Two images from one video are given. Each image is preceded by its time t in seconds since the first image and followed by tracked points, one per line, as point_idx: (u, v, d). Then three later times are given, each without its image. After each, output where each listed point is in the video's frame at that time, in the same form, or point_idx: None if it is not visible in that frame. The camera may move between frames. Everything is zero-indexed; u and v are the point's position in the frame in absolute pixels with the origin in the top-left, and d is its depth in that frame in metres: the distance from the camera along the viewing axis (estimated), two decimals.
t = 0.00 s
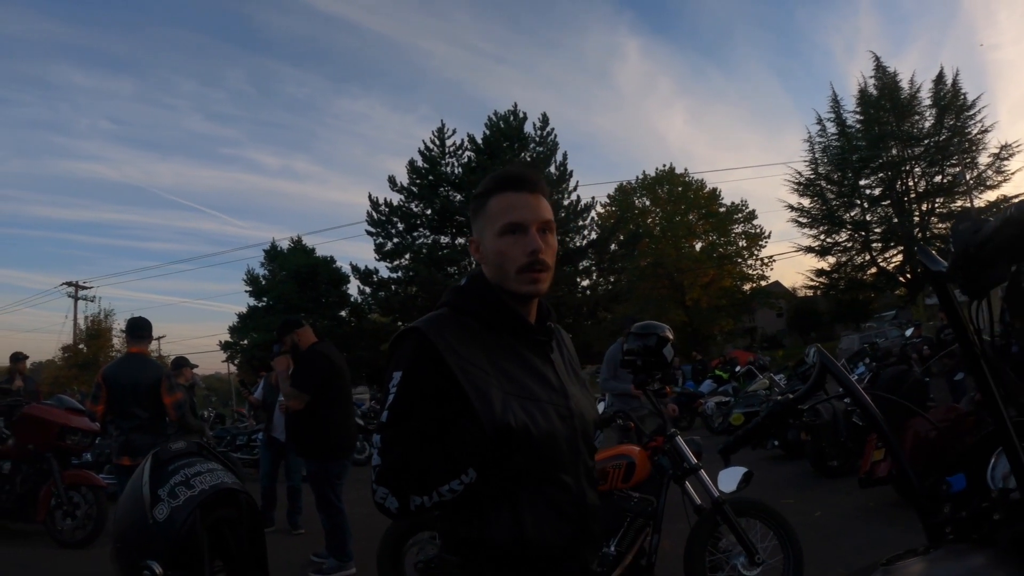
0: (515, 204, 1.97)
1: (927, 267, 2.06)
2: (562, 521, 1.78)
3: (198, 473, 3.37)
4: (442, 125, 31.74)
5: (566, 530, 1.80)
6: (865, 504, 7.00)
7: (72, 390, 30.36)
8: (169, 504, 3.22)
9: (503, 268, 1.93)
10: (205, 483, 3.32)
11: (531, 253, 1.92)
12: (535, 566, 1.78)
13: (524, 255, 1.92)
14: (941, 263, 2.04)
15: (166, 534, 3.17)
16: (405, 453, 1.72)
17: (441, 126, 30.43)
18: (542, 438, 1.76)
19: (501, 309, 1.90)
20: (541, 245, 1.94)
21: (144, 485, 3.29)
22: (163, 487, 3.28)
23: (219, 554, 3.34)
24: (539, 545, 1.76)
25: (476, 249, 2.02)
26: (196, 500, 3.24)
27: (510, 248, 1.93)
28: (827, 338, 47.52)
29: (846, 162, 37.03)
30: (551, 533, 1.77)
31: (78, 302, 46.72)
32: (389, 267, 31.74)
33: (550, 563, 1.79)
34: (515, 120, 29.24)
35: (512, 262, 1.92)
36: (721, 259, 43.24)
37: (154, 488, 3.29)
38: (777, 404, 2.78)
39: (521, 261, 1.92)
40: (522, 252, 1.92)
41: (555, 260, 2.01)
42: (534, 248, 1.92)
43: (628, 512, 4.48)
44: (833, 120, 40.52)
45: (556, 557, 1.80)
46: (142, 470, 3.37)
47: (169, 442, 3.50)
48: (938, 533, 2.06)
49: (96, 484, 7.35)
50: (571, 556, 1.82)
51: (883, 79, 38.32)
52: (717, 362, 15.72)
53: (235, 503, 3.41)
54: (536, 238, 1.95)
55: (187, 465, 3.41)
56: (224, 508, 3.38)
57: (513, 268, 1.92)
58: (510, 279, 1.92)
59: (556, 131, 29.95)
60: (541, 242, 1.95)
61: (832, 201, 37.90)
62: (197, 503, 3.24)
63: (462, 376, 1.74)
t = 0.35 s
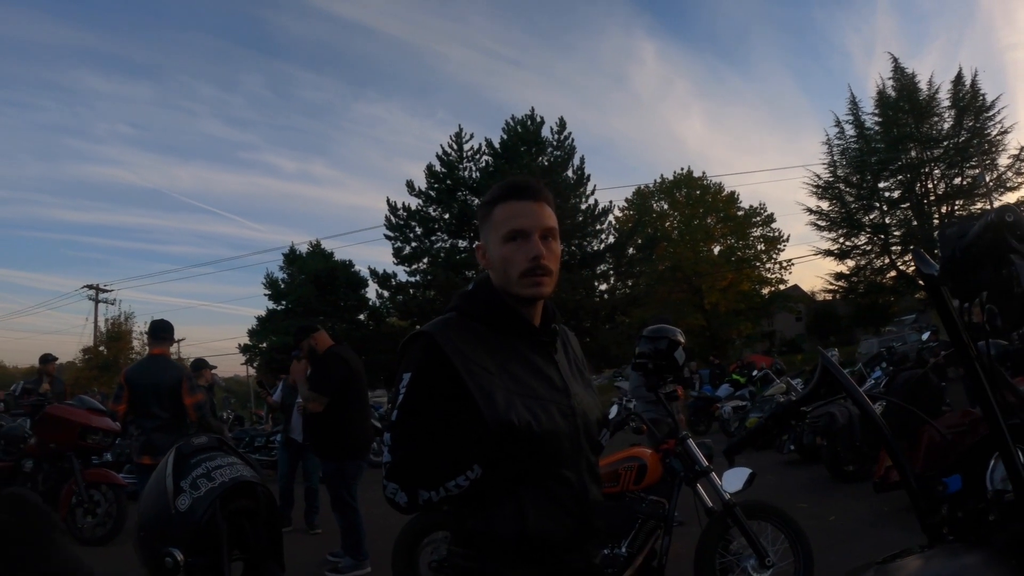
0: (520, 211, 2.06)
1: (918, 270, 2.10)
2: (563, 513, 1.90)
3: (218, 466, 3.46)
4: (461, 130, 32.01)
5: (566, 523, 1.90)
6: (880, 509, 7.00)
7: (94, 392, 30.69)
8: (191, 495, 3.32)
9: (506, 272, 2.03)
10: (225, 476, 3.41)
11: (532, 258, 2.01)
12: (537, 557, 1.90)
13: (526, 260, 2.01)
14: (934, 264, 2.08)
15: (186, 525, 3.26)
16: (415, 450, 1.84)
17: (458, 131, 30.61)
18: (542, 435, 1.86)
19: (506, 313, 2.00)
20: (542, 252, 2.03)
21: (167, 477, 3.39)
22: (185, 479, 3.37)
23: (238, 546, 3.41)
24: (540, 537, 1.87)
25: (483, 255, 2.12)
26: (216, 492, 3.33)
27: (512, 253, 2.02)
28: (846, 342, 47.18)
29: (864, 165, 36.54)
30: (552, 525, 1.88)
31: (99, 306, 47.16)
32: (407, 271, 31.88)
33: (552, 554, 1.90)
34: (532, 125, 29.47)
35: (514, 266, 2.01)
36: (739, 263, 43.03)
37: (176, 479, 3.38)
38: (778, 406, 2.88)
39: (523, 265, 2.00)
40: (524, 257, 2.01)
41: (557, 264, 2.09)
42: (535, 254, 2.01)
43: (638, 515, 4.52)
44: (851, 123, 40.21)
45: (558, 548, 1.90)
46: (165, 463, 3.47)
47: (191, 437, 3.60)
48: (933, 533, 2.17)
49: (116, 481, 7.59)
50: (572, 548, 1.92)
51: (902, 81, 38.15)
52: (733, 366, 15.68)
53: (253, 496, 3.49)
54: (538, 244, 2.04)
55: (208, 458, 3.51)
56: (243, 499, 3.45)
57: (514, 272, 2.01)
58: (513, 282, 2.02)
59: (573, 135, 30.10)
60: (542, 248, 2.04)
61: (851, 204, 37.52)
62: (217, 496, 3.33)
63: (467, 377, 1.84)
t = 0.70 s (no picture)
0: (525, 221, 2.15)
1: (919, 277, 2.38)
2: (569, 516, 1.93)
3: (236, 469, 3.60)
4: (474, 140, 32.19)
5: (572, 525, 1.94)
6: (892, 515, 7.00)
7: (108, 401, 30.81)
8: (210, 496, 3.46)
9: (509, 278, 2.10)
10: (243, 478, 3.54)
11: (532, 265, 2.08)
12: (545, 561, 1.93)
13: (526, 265, 2.08)
14: (933, 273, 2.35)
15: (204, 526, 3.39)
16: (423, 454, 1.89)
17: (471, 140, 30.76)
18: (547, 439, 1.91)
19: (510, 318, 2.06)
20: (541, 258, 2.10)
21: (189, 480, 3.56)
22: (205, 482, 3.54)
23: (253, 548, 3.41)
24: (546, 540, 1.90)
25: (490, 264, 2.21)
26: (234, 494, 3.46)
27: (515, 260, 2.10)
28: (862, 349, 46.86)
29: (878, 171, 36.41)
30: (559, 527, 1.91)
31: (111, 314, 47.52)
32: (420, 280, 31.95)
33: (560, 557, 1.93)
34: (544, 133, 29.59)
35: (516, 272, 2.09)
36: (752, 270, 42.87)
37: (198, 483, 3.56)
38: (785, 412, 2.95)
39: (523, 270, 2.08)
40: (525, 265, 2.08)
41: (559, 272, 2.16)
42: (534, 260, 2.08)
43: (650, 519, 4.58)
44: (863, 128, 40.08)
45: (565, 550, 1.93)
46: (187, 467, 3.65)
47: (211, 443, 3.77)
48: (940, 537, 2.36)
49: (131, 487, 7.57)
50: (578, 551, 1.95)
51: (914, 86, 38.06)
52: (746, 374, 15.65)
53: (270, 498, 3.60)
54: (539, 250, 2.11)
55: (228, 462, 3.66)
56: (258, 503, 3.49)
57: (518, 278, 2.08)
58: (514, 287, 2.08)
59: (585, 142, 30.22)
60: (543, 254, 2.11)
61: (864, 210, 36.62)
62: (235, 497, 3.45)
63: (473, 383, 1.89)
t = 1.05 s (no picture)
0: (540, 223, 2.15)
1: (931, 275, 2.38)
2: (580, 516, 1.94)
3: (251, 470, 3.61)
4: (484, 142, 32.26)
5: (585, 526, 1.94)
6: (906, 517, 6.97)
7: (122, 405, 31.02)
8: (225, 497, 3.49)
9: (523, 282, 2.10)
10: (258, 480, 3.56)
11: (547, 267, 2.08)
12: (558, 561, 1.94)
13: (541, 268, 2.09)
14: (944, 270, 2.37)
15: (220, 526, 3.42)
16: (436, 454, 1.90)
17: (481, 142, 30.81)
18: (560, 441, 1.92)
19: (523, 319, 2.06)
20: (556, 261, 2.10)
21: (204, 481, 3.58)
22: (220, 483, 3.56)
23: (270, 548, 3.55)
24: (560, 541, 1.91)
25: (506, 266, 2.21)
26: (249, 495, 3.48)
27: (530, 262, 2.10)
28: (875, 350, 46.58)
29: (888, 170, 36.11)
30: (572, 529, 1.92)
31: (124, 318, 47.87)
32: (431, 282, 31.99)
33: (573, 559, 1.94)
34: (554, 135, 29.66)
35: (530, 275, 2.09)
36: (763, 270, 42.73)
37: (212, 484, 3.57)
38: (800, 412, 2.94)
39: (537, 273, 2.08)
40: (540, 266, 2.09)
41: (573, 275, 2.15)
42: (549, 263, 2.08)
43: (662, 521, 4.57)
44: (874, 127, 39.87)
45: (577, 553, 1.94)
46: (202, 468, 3.67)
47: (226, 444, 3.78)
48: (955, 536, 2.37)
49: (144, 490, 7.62)
50: (592, 552, 1.96)
51: (924, 84, 37.83)
52: (759, 375, 15.59)
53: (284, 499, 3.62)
54: (553, 253, 2.11)
55: (242, 463, 3.67)
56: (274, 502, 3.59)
57: (533, 279, 2.09)
58: (528, 290, 2.09)
59: (595, 144, 30.21)
60: (558, 258, 2.11)
61: (875, 209, 36.63)
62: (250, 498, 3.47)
63: (487, 385, 1.90)
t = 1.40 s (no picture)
0: (543, 221, 2.15)
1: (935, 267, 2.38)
2: (591, 514, 1.93)
3: (259, 471, 3.62)
4: (487, 144, 32.24)
5: (596, 524, 1.94)
6: (916, 513, 6.95)
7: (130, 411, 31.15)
8: (233, 499, 3.49)
9: (527, 280, 2.09)
10: (265, 481, 3.56)
11: (551, 264, 2.07)
12: (570, 559, 1.93)
13: (544, 266, 2.07)
14: (951, 262, 2.38)
15: (228, 529, 3.42)
16: (447, 454, 1.90)
17: (485, 144, 30.83)
18: (569, 436, 1.91)
19: (527, 317, 2.06)
20: (560, 259, 2.09)
21: (211, 483, 3.58)
22: (227, 485, 3.55)
23: (279, 550, 3.59)
24: (571, 538, 1.91)
25: (508, 265, 2.20)
26: (255, 497, 3.49)
27: (534, 259, 2.09)
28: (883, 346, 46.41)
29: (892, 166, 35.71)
30: (585, 528, 1.92)
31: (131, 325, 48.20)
32: (437, 285, 32.01)
33: (583, 556, 1.94)
34: (558, 136, 29.67)
35: (534, 273, 2.08)
36: (769, 268, 42.64)
37: (219, 485, 3.57)
38: (806, 408, 2.94)
39: (542, 271, 2.07)
40: (544, 264, 2.08)
41: (577, 273, 2.14)
42: (553, 260, 2.07)
43: (672, 522, 4.57)
44: (878, 123, 39.71)
45: (588, 550, 1.94)
46: (209, 469, 3.65)
47: (233, 445, 3.77)
48: (965, 528, 2.38)
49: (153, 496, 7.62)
50: (602, 548, 1.96)
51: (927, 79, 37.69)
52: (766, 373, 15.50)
53: (293, 499, 3.63)
54: (557, 251, 2.10)
55: (250, 464, 3.67)
56: (282, 504, 3.62)
57: (538, 279, 2.07)
58: (532, 289, 2.08)
59: (598, 145, 30.21)
60: (561, 255, 2.10)
61: (880, 205, 36.68)
62: (257, 500, 3.48)
63: (497, 385, 1.90)
